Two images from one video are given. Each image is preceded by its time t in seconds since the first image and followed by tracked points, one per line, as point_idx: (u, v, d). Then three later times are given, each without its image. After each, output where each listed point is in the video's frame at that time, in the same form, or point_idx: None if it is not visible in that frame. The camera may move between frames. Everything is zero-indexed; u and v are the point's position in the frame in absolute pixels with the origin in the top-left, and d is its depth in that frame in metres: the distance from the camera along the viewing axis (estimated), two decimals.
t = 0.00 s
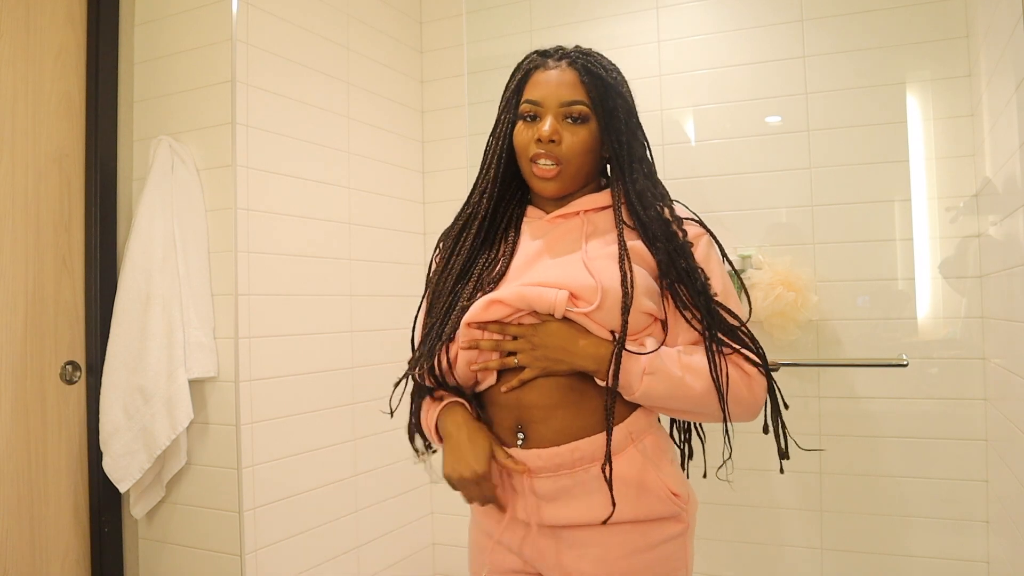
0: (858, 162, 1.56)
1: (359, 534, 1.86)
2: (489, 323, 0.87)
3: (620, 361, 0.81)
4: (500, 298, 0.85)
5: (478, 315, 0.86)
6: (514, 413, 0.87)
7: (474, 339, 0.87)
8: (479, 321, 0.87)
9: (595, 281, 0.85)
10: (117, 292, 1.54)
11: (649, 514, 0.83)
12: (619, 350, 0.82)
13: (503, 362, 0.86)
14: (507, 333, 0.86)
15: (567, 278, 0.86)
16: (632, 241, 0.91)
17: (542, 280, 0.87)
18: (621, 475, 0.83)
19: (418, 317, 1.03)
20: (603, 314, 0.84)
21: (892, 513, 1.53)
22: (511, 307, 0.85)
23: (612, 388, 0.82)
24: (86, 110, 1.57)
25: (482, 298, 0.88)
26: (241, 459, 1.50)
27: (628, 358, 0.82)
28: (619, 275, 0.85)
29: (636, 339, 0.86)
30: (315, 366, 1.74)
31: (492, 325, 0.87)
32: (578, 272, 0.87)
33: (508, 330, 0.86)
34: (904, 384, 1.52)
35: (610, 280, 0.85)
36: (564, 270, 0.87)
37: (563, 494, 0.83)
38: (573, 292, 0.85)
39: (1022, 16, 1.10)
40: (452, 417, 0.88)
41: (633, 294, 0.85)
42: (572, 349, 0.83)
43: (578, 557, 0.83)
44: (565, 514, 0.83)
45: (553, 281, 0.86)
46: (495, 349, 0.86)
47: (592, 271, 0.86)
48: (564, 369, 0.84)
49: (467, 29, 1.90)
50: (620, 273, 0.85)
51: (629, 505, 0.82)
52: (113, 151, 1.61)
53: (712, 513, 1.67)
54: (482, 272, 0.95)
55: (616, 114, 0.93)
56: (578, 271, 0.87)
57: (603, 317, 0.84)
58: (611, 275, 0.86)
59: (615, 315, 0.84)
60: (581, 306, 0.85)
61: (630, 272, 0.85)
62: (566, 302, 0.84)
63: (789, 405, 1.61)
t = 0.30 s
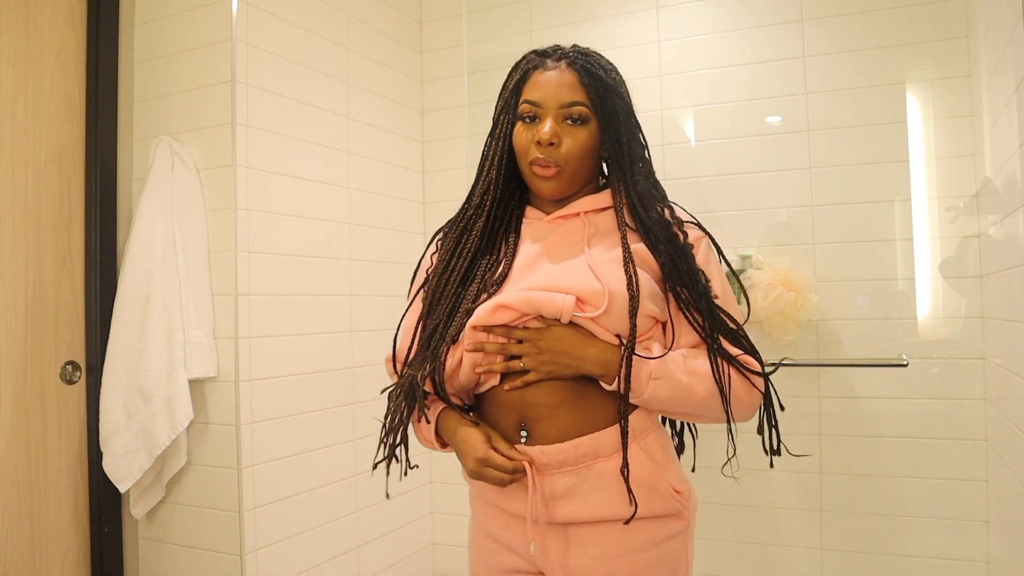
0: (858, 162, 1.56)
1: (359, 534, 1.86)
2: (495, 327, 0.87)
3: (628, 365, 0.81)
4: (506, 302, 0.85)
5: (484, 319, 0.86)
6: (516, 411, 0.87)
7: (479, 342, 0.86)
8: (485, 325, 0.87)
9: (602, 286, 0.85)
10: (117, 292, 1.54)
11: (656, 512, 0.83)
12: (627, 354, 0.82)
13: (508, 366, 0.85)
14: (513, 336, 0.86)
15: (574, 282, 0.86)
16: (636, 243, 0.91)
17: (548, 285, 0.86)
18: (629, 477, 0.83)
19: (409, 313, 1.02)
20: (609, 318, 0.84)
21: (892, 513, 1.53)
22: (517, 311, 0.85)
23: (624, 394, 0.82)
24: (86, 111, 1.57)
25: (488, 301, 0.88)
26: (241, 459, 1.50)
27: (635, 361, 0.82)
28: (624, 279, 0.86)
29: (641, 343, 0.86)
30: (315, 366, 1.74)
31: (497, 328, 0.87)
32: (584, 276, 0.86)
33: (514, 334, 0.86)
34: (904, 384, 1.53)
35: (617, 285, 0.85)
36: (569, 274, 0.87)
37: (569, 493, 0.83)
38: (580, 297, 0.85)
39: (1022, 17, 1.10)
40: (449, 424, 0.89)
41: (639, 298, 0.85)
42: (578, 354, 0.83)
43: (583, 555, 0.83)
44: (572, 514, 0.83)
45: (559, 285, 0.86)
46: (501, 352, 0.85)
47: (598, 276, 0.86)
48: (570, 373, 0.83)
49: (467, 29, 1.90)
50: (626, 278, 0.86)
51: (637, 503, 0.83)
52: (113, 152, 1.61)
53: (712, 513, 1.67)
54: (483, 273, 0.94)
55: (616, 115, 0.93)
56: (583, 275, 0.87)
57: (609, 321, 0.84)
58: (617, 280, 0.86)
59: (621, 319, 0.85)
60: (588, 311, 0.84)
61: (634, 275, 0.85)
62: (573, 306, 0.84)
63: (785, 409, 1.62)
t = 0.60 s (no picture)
0: (859, 162, 1.56)
1: (359, 534, 1.86)
2: (494, 324, 0.87)
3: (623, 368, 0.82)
4: (504, 300, 0.85)
5: (483, 315, 0.86)
6: (511, 409, 0.88)
7: (477, 338, 0.87)
8: (483, 321, 0.86)
9: (602, 288, 0.85)
10: (117, 293, 1.54)
11: (646, 512, 0.83)
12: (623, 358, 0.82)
13: (505, 364, 0.86)
14: (511, 335, 0.86)
15: (574, 283, 0.86)
16: (637, 247, 0.91)
17: (548, 285, 0.86)
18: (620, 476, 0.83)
19: (413, 322, 1.02)
20: (607, 320, 0.84)
21: (892, 513, 1.53)
22: (515, 309, 0.85)
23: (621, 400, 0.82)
24: (86, 111, 1.57)
25: (487, 298, 0.88)
26: (241, 459, 1.50)
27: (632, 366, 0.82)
28: (625, 283, 0.85)
29: (638, 347, 0.86)
30: (315, 366, 1.74)
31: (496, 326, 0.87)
32: (585, 278, 0.87)
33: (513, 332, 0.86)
34: (904, 384, 1.53)
35: (616, 287, 0.85)
36: (570, 276, 0.88)
37: (560, 492, 0.83)
38: (578, 298, 0.85)
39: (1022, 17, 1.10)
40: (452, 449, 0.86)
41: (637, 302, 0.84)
42: (574, 354, 0.83)
43: (574, 555, 0.83)
44: (561, 512, 0.83)
45: (558, 286, 0.86)
46: (498, 350, 0.86)
47: (600, 278, 0.86)
48: (566, 373, 0.83)
49: (467, 28, 1.90)
50: (625, 282, 0.85)
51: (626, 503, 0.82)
52: (113, 152, 1.61)
53: (712, 513, 1.67)
54: (485, 275, 0.94)
55: (608, 109, 0.92)
56: (584, 277, 0.87)
57: (607, 323, 0.84)
58: (616, 282, 0.86)
59: (620, 323, 0.84)
60: (585, 312, 0.84)
61: (634, 279, 0.85)
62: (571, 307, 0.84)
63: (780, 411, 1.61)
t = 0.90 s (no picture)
0: (858, 162, 1.56)
1: (359, 534, 1.86)
2: (496, 327, 0.87)
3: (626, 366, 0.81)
4: (505, 302, 0.85)
5: (485, 319, 0.87)
6: (512, 405, 0.88)
7: (480, 341, 0.87)
8: (486, 324, 0.87)
9: (603, 288, 0.85)
10: (117, 293, 1.54)
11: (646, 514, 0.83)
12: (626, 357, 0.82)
13: (508, 366, 0.86)
14: (514, 337, 0.86)
15: (575, 285, 0.86)
16: (634, 245, 0.91)
17: (549, 287, 0.87)
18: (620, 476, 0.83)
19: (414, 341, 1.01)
20: (609, 322, 0.84)
21: (892, 513, 1.53)
22: (516, 312, 0.85)
23: (629, 402, 0.82)
24: (86, 111, 1.57)
25: (490, 300, 0.88)
26: (241, 459, 1.50)
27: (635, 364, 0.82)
28: (625, 282, 0.85)
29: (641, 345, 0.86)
30: (315, 366, 1.74)
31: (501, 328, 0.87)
32: (585, 278, 0.87)
33: (515, 333, 0.86)
34: (904, 384, 1.52)
35: (617, 287, 0.85)
36: (571, 277, 0.87)
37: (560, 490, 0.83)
38: (579, 299, 0.85)
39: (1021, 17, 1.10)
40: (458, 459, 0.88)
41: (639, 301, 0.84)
42: (576, 355, 0.83)
43: (569, 554, 0.83)
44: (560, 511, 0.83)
45: (559, 287, 0.86)
46: (501, 352, 0.86)
47: (600, 279, 0.86)
48: (569, 373, 0.84)
49: (467, 29, 1.90)
50: (625, 282, 0.85)
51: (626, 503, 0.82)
52: (113, 152, 1.61)
53: (712, 513, 1.67)
54: (483, 282, 0.95)
55: (599, 107, 0.92)
56: (585, 278, 0.87)
57: (609, 323, 0.84)
58: (617, 283, 0.85)
59: (621, 323, 0.84)
60: (587, 313, 0.84)
61: (633, 280, 0.85)
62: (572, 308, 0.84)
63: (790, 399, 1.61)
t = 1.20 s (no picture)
0: (858, 162, 1.56)
1: (359, 535, 1.86)
2: (497, 326, 0.87)
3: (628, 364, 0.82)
4: (506, 301, 0.85)
5: (486, 318, 0.86)
6: (516, 405, 0.87)
7: (482, 341, 0.87)
8: (487, 323, 0.87)
9: (602, 285, 0.85)
10: (117, 293, 1.54)
11: (651, 513, 0.83)
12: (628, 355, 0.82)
13: (511, 366, 0.86)
14: (515, 337, 0.86)
15: (574, 281, 0.86)
16: (634, 242, 0.91)
17: (548, 285, 0.86)
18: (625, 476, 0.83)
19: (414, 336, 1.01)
20: (609, 318, 0.84)
21: (892, 513, 1.53)
22: (517, 310, 0.85)
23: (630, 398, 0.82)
24: (86, 111, 1.57)
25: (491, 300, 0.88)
26: (241, 459, 1.50)
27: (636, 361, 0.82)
28: (624, 278, 0.86)
29: (642, 342, 0.86)
30: (315, 366, 1.74)
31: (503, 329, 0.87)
32: (583, 274, 0.87)
33: (516, 333, 0.86)
34: (904, 384, 1.52)
35: (615, 284, 0.85)
36: (569, 274, 0.87)
37: (566, 488, 0.83)
38: (579, 296, 0.85)
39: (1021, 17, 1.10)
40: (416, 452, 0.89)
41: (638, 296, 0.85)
42: (578, 352, 0.83)
43: (575, 555, 0.83)
44: (565, 509, 0.82)
45: (559, 284, 0.86)
46: (503, 352, 0.86)
47: (599, 275, 0.86)
48: (571, 372, 0.84)
49: (467, 29, 1.90)
50: (624, 278, 0.86)
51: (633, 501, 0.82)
52: (113, 152, 1.61)
53: (712, 513, 1.67)
54: (483, 278, 0.95)
55: (613, 112, 0.92)
56: (584, 275, 0.87)
57: (610, 320, 0.84)
58: (616, 279, 0.86)
59: (621, 319, 0.84)
60: (587, 310, 0.84)
61: (633, 275, 0.85)
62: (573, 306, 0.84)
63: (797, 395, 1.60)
